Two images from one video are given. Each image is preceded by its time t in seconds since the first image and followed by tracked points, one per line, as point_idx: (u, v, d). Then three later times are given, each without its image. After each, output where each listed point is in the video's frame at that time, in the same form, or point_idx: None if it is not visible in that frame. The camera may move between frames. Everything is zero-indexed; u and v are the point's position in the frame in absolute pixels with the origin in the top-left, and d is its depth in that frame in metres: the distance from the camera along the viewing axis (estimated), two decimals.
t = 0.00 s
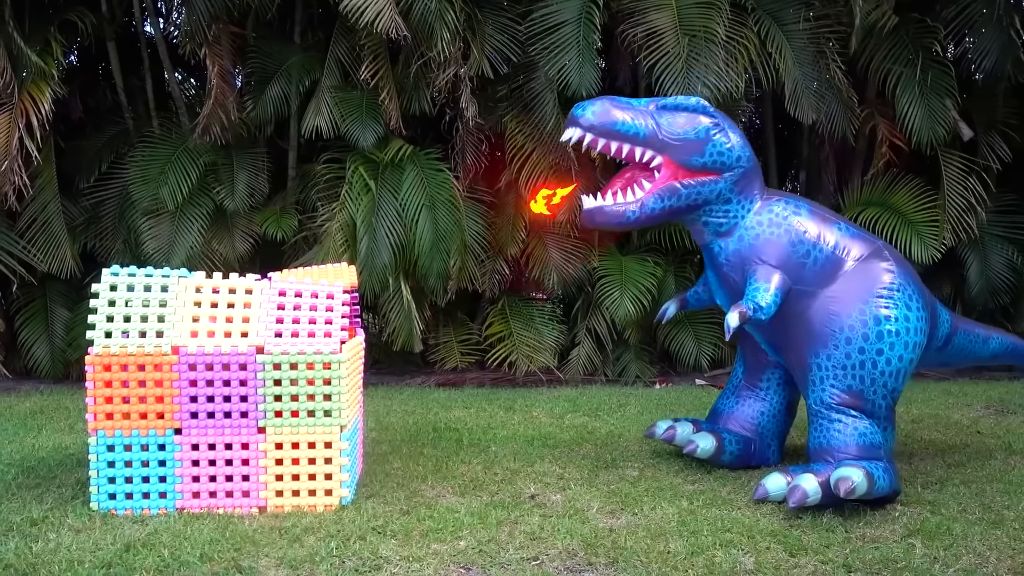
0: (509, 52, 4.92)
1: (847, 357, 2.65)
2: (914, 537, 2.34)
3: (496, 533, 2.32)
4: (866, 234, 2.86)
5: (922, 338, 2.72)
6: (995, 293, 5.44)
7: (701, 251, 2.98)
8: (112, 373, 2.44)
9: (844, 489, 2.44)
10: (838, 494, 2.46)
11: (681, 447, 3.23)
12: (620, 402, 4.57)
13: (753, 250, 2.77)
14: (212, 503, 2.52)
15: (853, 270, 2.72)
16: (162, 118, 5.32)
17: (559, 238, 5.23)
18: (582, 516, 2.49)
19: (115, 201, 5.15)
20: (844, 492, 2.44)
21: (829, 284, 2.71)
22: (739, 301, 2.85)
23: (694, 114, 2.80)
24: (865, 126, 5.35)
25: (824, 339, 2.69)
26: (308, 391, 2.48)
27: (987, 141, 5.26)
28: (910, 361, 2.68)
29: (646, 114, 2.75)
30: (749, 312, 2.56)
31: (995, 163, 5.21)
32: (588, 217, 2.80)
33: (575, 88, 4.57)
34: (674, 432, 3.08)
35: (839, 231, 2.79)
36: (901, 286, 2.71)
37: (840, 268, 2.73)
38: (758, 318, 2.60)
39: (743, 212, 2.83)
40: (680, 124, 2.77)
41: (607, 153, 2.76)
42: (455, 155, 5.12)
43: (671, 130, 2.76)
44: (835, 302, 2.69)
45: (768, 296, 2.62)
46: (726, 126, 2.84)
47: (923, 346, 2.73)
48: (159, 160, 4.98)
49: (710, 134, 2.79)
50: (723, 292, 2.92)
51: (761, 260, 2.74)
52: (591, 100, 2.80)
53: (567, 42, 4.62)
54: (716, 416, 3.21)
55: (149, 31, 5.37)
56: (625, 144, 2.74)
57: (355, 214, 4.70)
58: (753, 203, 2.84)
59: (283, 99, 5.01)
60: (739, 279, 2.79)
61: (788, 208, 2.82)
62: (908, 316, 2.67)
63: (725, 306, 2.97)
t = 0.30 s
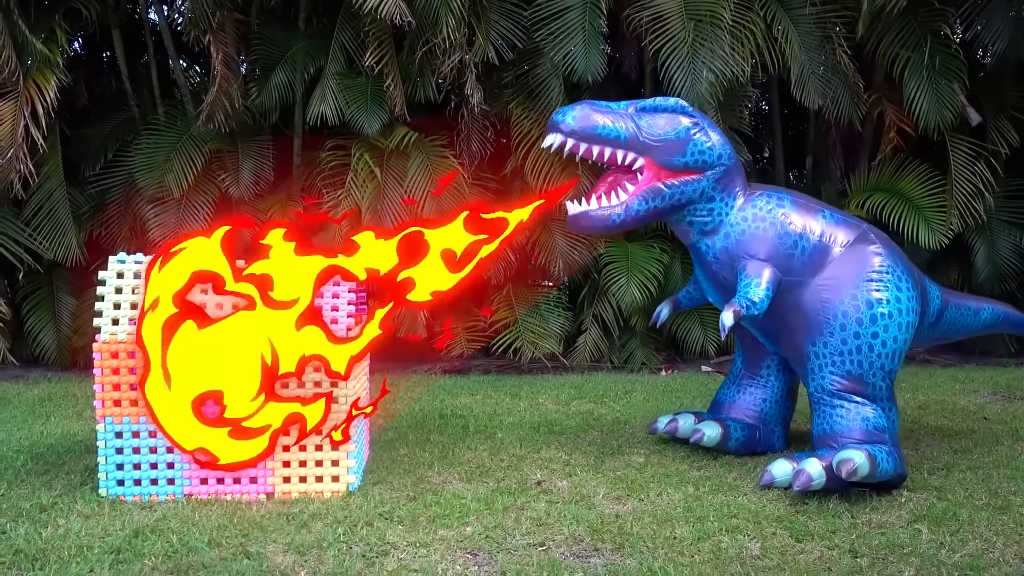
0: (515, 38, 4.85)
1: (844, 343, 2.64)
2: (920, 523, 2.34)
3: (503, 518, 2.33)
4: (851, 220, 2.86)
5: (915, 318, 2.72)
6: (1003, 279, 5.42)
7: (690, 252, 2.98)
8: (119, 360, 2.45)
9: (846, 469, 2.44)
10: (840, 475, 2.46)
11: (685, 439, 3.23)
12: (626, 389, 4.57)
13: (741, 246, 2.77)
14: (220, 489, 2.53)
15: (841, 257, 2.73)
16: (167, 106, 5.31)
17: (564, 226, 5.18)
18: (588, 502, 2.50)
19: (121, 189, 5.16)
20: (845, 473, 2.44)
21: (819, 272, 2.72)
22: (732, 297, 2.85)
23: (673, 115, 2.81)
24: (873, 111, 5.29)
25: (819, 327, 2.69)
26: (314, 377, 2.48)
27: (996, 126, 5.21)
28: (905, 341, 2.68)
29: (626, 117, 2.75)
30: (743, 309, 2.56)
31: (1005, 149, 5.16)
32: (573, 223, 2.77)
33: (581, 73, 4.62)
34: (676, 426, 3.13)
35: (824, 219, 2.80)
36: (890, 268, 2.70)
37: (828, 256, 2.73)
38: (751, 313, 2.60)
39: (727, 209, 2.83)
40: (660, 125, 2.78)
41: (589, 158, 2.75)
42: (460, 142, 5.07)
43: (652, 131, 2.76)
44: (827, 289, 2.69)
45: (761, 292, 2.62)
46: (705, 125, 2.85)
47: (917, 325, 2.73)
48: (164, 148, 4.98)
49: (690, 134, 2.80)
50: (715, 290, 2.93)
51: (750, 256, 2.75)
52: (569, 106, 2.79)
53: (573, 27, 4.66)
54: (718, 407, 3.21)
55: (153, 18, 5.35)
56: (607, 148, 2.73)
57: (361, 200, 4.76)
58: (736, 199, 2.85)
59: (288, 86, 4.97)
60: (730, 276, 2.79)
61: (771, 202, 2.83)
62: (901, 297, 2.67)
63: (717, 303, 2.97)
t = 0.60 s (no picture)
0: (518, 31, 4.83)
1: (846, 335, 2.63)
2: (925, 515, 2.34)
3: (507, 512, 2.33)
4: (850, 212, 2.85)
5: (916, 309, 2.71)
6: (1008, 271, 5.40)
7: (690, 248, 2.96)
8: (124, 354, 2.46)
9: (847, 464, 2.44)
10: (843, 470, 2.46)
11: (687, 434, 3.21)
12: (630, 382, 4.57)
13: (741, 240, 2.76)
14: (225, 483, 2.54)
15: (841, 250, 2.72)
16: (171, 100, 5.31)
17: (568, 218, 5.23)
18: (592, 495, 2.50)
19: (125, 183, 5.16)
20: (848, 468, 2.44)
21: (820, 264, 2.71)
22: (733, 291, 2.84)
23: (668, 112, 2.80)
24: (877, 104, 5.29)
25: (820, 319, 2.67)
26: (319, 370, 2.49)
27: (1001, 117, 5.22)
28: (906, 332, 2.67)
29: (621, 116, 2.74)
30: (741, 305, 2.57)
31: (1010, 140, 5.16)
32: (572, 223, 2.78)
33: (584, 66, 4.62)
34: (679, 421, 3.14)
35: (824, 212, 2.78)
36: (891, 259, 2.69)
37: (828, 249, 2.72)
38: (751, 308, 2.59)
39: (726, 204, 2.82)
40: (656, 123, 2.77)
41: (586, 158, 2.75)
42: (463, 136, 5.04)
43: (648, 129, 2.76)
44: (827, 282, 2.68)
45: (761, 287, 2.62)
46: (701, 121, 2.83)
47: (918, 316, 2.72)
48: (168, 142, 4.98)
49: (686, 130, 2.79)
50: (715, 285, 2.92)
51: (749, 249, 2.74)
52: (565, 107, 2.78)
53: (576, 20, 4.66)
54: (720, 401, 3.21)
55: (156, 12, 5.34)
56: (604, 147, 2.73)
57: (365, 194, 4.70)
58: (734, 194, 2.84)
59: (291, 80, 4.97)
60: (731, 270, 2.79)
61: (771, 196, 2.82)
62: (903, 289, 2.66)
63: (718, 298, 2.96)
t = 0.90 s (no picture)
0: (520, 28, 4.83)
1: (874, 335, 2.63)
2: (926, 513, 2.34)
3: (508, 509, 2.33)
4: (901, 217, 2.82)
5: (949, 325, 2.70)
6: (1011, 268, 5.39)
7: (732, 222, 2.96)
8: (125, 352, 2.45)
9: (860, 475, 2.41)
10: (855, 480, 2.43)
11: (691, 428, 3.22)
12: (631, 379, 4.57)
13: (788, 221, 2.74)
14: (227, 480, 2.54)
15: (886, 250, 2.69)
16: (172, 97, 5.31)
17: (570, 215, 5.25)
18: (594, 493, 2.50)
19: (126, 180, 5.16)
20: (861, 478, 2.41)
21: (862, 261, 2.69)
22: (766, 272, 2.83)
23: (733, 81, 2.81)
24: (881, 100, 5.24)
25: (852, 316, 2.67)
26: (320, 368, 2.48)
27: (1004, 114, 5.19)
28: (935, 345, 2.67)
29: (685, 80, 2.77)
30: (776, 283, 2.53)
31: (1013, 136, 5.14)
32: (622, 182, 2.82)
33: (586, 62, 4.60)
34: (683, 413, 3.10)
35: (876, 211, 2.76)
36: (932, 270, 2.68)
37: (874, 247, 2.70)
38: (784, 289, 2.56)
39: (779, 182, 2.82)
40: (719, 90, 2.78)
41: (645, 118, 2.79)
42: (465, 133, 5.04)
43: (710, 96, 2.77)
44: (866, 279, 2.67)
45: (799, 269, 2.59)
46: (764, 95, 2.84)
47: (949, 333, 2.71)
48: (170, 139, 4.98)
49: (749, 102, 2.80)
50: (750, 263, 2.89)
51: (794, 232, 2.72)
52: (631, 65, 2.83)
53: (578, 16, 4.65)
54: (727, 395, 3.22)
55: (157, 10, 5.34)
56: (663, 108, 2.76)
57: (366, 192, 4.69)
58: (791, 175, 2.83)
59: (293, 76, 4.97)
60: (771, 250, 2.77)
61: (824, 183, 2.80)
62: (939, 299, 2.65)
63: (750, 278, 2.94)
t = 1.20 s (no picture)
0: (515, 36, 4.86)
1: (897, 355, 2.63)
2: (921, 521, 2.34)
3: (503, 518, 2.33)
4: (952, 246, 2.83)
5: (975, 361, 2.71)
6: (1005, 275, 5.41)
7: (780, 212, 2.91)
8: (119, 362, 2.44)
9: (861, 497, 2.38)
10: (855, 502, 2.41)
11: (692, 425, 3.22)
12: (627, 387, 4.57)
13: (839, 223, 2.72)
14: (220, 490, 2.53)
15: (931, 275, 2.70)
16: (167, 105, 5.31)
17: (565, 223, 5.25)
18: (589, 502, 2.49)
19: (121, 188, 5.15)
20: (861, 501, 2.39)
21: (903, 279, 2.69)
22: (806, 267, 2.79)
23: (817, 68, 2.77)
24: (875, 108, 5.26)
25: (879, 331, 2.67)
26: (315, 378, 2.48)
27: (998, 122, 5.19)
28: (957, 379, 2.67)
29: (770, 56, 2.73)
30: (813, 281, 2.51)
31: (1007, 144, 5.13)
32: (681, 146, 2.75)
33: (582, 71, 4.62)
34: (688, 406, 3.10)
35: (930, 232, 2.77)
36: (972, 305, 2.70)
37: (919, 267, 2.70)
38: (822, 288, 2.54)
39: (840, 181, 2.78)
40: (802, 73, 2.73)
41: (720, 85, 2.74)
42: (460, 141, 5.07)
43: (792, 77, 2.72)
44: (902, 298, 2.67)
45: (839, 270, 2.58)
46: (846, 90, 2.79)
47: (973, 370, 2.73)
48: (165, 148, 4.97)
49: (830, 91, 2.75)
50: (790, 258, 2.86)
51: (844, 234, 2.70)
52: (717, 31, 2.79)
53: (574, 25, 4.65)
54: (735, 394, 3.21)
55: (152, 19, 5.35)
56: (741, 79, 2.72)
57: (361, 201, 4.69)
58: (854, 177, 2.80)
59: (288, 85, 4.97)
60: (816, 247, 2.74)
61: (885, 192, 2.79)
62: (971, 333, 2.67)
63: (785, 274, 2.91)
